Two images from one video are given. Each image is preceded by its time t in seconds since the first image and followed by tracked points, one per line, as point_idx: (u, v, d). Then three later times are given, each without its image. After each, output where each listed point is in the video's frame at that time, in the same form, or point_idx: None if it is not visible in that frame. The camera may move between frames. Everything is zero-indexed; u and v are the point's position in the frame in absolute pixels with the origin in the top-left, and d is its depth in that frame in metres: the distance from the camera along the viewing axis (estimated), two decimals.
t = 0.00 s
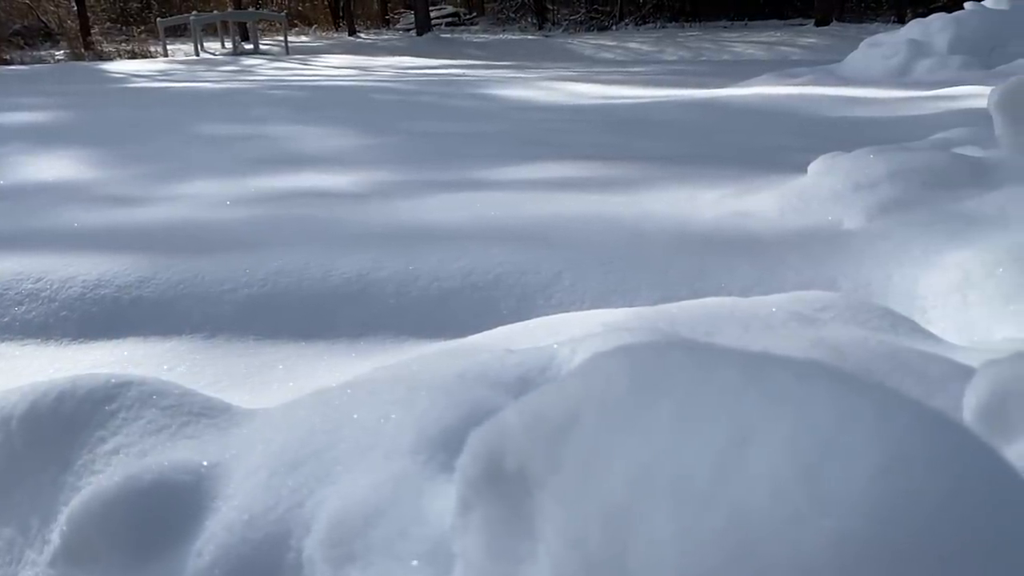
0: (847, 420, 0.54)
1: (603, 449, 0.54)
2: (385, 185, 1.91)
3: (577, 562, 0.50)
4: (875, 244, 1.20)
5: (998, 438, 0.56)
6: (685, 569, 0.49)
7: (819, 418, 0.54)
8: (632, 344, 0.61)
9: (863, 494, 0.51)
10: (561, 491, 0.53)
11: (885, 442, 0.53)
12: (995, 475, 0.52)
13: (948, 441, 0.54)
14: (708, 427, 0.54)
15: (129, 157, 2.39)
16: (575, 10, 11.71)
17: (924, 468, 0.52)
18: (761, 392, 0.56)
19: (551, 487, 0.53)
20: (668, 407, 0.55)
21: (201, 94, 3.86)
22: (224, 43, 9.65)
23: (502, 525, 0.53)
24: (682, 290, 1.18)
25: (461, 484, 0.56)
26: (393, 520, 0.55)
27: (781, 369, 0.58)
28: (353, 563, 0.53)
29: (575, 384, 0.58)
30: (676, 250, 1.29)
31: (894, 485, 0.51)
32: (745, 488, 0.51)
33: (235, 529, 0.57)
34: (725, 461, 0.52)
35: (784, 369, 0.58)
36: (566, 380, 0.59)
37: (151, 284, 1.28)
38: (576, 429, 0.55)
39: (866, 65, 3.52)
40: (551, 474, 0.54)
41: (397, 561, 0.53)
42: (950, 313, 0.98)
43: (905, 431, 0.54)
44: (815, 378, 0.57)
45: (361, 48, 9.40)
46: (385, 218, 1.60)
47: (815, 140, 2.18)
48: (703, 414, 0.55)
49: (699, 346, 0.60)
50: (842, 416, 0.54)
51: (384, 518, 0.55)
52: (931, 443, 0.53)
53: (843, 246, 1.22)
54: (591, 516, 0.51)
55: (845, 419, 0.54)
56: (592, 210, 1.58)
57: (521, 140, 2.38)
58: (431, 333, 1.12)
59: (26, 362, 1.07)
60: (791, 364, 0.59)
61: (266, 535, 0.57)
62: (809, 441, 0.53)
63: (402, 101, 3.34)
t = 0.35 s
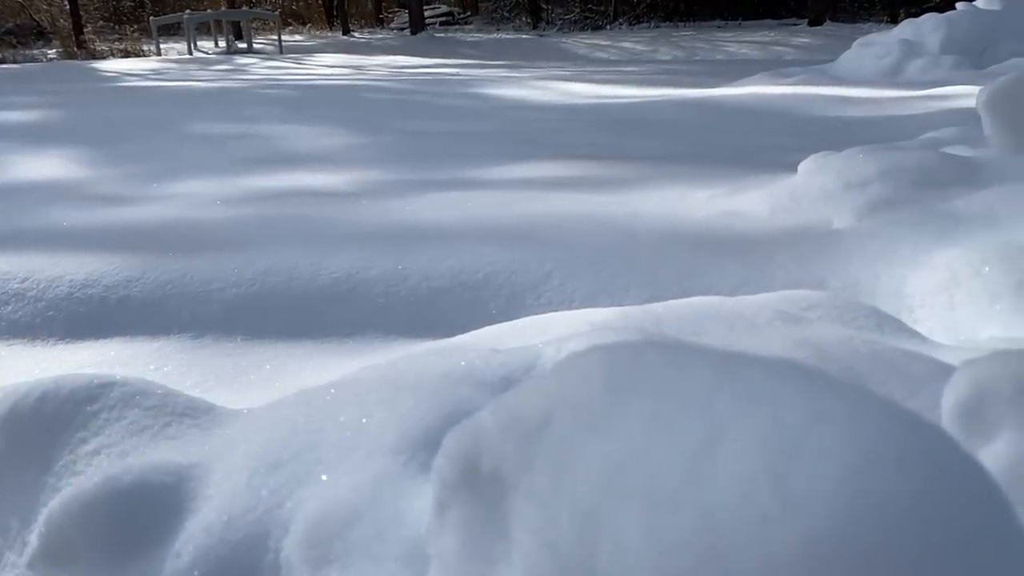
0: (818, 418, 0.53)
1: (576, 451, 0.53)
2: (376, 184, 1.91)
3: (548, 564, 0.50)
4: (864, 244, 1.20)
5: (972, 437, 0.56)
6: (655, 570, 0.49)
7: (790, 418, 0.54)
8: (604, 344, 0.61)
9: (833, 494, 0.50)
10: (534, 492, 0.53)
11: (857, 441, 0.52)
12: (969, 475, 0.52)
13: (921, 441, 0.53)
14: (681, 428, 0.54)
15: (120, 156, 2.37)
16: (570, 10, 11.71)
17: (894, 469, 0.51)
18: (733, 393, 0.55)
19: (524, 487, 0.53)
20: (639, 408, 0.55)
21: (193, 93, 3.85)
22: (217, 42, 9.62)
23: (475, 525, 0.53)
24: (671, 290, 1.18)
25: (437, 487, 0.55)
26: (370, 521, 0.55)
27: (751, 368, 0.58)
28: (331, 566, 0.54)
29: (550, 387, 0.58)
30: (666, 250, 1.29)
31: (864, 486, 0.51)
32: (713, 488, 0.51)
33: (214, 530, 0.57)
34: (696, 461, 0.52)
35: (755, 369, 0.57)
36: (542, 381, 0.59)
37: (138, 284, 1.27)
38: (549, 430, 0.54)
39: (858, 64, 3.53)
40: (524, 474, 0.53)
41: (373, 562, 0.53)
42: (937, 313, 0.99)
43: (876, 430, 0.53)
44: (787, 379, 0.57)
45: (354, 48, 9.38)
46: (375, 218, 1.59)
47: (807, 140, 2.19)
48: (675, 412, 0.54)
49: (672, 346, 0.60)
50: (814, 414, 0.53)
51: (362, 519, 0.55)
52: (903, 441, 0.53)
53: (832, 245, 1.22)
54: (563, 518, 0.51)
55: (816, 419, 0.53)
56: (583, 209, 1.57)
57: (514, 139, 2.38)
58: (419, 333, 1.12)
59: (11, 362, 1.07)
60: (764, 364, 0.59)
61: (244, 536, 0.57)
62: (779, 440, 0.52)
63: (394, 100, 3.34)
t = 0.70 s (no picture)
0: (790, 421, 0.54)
1: (550, 452, 0.53)
2: (370, 184, 1.91)
3: (522, 564, 0.50)
4: (854, 244, 1.21)
5: (952, 438, 0.56)
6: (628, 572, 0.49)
7: (762, 422, 0.54)
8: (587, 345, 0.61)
9: (803, 496, 0.50)
10: (509, 493, 0.53)
11: (825, 442, 0.53)
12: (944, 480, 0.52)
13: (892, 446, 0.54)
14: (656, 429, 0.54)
15: (113, 156, 2.37)
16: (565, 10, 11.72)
17: (860, 471, 0.51)
18: (708, 395, 0.55)
19: (502, 489, 0.53)
20: (617, 410, 0.55)
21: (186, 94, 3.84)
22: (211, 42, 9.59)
23: (456, 523, 0.53)
24: (661, 290, 1.18)
25: (416, 488, 0.55)
26: (351, 524, 0.55)
27: (729, 370, 0.58)
28: (311, 568, 0.54)
29: (527, 389, 0.58)
30: (657, 250, 1.29)
31: (830, 485, 0.51)
32: (685, 489, 0.51)
33: (196, 532, 0.58)
34: (670, 462, 0.52)
35: (731, 371, 0.58)
36: (520, 383, 0.59)
37: (128, 284, 1.26)
38: (528, 429, 0.55)
39: (852, 65, 3.54)
40: (500, 476, 0.53)
41: (353, 565, 0.53)
42: (926, 313, 0.99)
43: (847, 432, 0.54)
44: (764, 381, 0.57)
45: (349, 48, 9.38)
46: (368, 218, 1.59)
47: (800, 140, 2.19)
48: (651, 416, 0.54)
49: (651, 347, 0.60)
50: (786, 417, 0.54)
51: (342, 521, 0.55)
52: (871, 444, 0.53)
53: (822, 245, 1.22)
54: (536, 521, 0.51)
55: (787, 421, 0.54)
56: (577, 209, 1.58)
57: (508, 140, 2.38)
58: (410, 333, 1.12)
59: None
60: (743, 366, 0.60)
61: (226, 538, 0.57)
62: (749, 444, 0.52)
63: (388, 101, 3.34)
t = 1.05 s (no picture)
0: (760, 425, 0.55)
1: (525, 456, 0.55)
2: (363, 184, 1.91)
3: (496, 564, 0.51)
4: (844, 245, 1.20)
5: (932, 439, 0.56)
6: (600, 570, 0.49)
7: (733, 425, 0.55)
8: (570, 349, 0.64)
9: (775, 500, 0.50)
10: (485, 495, 0.54)
11: (796, 444, 0.53)
12: (922, 485, 0.52)
13: (870, 449, 0.54)
14: (627, 433, 0.55)
15: (104, 156, 2.36)
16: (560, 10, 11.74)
17: (833, 473, 0.52)
18: (680, 399, 0.57)
19: (481, 491, 0.54)
20: (591, 411, 0.57)
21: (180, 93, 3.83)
22: (205, 41, 9.57)
23: (435, 524, 0.53)
24: (652, 290, 1.18)
25: (394, 492, 0.55)
26: (331, 528, 0.54)
27: (703, 372, 0.60)
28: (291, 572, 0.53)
29: (503, 395, 0.60)
30: (648, 251, 1.29)
31: (805, 485, 0.51)
32: (656, 491, 0.52)
33: (177, 536, 0.57)
34: (641, 464, 0.53)
35: (706, 373, 0.60)
36: (498, 389, 0.61)
37: (116, 286, 1.26)
38: (506, 430, 0.57)
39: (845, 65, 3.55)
40: (477, 478, 0.55)
41: (332, 569, 0.53)
42: (916, 312, 0.99)
43: (822, 435, 0.54)
44: (739, 385, 0.58)
45: (343, 48, 9.37)
46: (360, 219, 1.59)
47: (792, 140, 2.20)
48: (623, 418, 0.56)
49: (628, 350, 0.63)
50: (756, 421, 0.55)
51: (322, 526, 0.55)
52: (846, 446, 0.53)
53: (812, 246, 1.22)
54: (510, 521, 0.52)
55: (759, 425, 0.55)
56: (568, 210, 1.57)
57: (501, 140, 2.38)
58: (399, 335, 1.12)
59: None
60: (724, 369, 0.61)
61: (208, 542, 0.56)
62: (719, 446, 0.53)
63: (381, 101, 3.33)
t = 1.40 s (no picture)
0: (736, 430, 0.55)
1: (502, 461, 0.55)
2: (357, 185, 1.91)
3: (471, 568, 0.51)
4: (835, 246, 1.20)
5: (914, 441, 0.55)
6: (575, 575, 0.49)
7: (710, 431, 0.55)
8: (552, 355, 0.64)
9: (748, 508, 0.50)
10: (462, 500, 0.54)
11: (770, 451, 0.53)
12: (901, 491, 0.52)
13: (848, 455, 0.54)
14: (604, 438, 0.55)
15: (98, 156, 2.36)
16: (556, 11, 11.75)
17: (807, 481, 0.52)
18: (659, 403, 0.57)
19: (458, 495, 0.54)
20: (569, 416, 0.57)
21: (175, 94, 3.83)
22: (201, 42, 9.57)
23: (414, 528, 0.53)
24: (644, 291, 1.18)
25: (373, 494, 0.55)
26: (313, 532, 0.54)
27: (682, 377, 0.60)
28: None
29: (483, 401, 0.60)
30: (640, 252, 1.29)
31: (778, 498, 0.51)
32: (629, 498, 0.51)
33: (159, 540, 0.57)
34: (616, 469, 0.53)
35: (684, 376, 0.60)
36: (478, 394, 0.61)
37: (108, 287, 1.25)
38: (485, 435, 0.57)
39: (841, 66, 3.55)
40: (455, 483, 0.55)
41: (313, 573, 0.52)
42: (907, 313, 0.99)
43: (798, 440, 0.54)
44: (717, 390, 0.58)
45: (339, 48, 9.37)
46: (353, 220, 1.59)
47: (786, 142, 2.20)
48: (601, 423, 0.56)
49: (609, 355, 0.63)
50: (733, 427, 0.55)
51: (303, 531, 0.55)
52: (820, 454, 0.53)
53: (804, 247, 1.23)
54: (486, 527, 0.52)
55: (735, 432, 0.54)
56: (562, 211, 1.57)
57: (496, 141, 2.38)
58: (391, 336, 1.11)
59: None
60: (704, 374, 0.61)
61: (191, 546, 0.56)
62: (693, 452, 0.53)
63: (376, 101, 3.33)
